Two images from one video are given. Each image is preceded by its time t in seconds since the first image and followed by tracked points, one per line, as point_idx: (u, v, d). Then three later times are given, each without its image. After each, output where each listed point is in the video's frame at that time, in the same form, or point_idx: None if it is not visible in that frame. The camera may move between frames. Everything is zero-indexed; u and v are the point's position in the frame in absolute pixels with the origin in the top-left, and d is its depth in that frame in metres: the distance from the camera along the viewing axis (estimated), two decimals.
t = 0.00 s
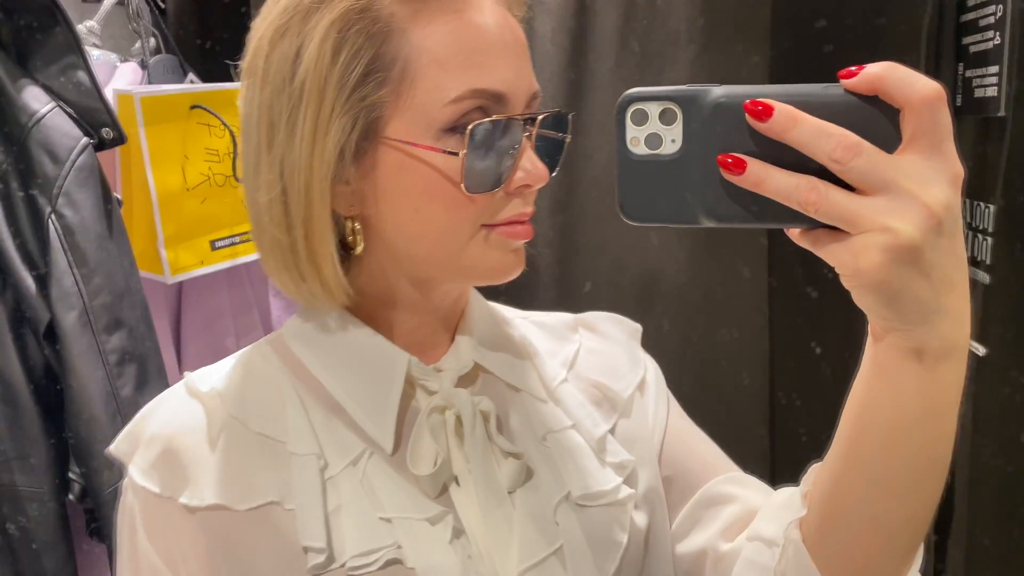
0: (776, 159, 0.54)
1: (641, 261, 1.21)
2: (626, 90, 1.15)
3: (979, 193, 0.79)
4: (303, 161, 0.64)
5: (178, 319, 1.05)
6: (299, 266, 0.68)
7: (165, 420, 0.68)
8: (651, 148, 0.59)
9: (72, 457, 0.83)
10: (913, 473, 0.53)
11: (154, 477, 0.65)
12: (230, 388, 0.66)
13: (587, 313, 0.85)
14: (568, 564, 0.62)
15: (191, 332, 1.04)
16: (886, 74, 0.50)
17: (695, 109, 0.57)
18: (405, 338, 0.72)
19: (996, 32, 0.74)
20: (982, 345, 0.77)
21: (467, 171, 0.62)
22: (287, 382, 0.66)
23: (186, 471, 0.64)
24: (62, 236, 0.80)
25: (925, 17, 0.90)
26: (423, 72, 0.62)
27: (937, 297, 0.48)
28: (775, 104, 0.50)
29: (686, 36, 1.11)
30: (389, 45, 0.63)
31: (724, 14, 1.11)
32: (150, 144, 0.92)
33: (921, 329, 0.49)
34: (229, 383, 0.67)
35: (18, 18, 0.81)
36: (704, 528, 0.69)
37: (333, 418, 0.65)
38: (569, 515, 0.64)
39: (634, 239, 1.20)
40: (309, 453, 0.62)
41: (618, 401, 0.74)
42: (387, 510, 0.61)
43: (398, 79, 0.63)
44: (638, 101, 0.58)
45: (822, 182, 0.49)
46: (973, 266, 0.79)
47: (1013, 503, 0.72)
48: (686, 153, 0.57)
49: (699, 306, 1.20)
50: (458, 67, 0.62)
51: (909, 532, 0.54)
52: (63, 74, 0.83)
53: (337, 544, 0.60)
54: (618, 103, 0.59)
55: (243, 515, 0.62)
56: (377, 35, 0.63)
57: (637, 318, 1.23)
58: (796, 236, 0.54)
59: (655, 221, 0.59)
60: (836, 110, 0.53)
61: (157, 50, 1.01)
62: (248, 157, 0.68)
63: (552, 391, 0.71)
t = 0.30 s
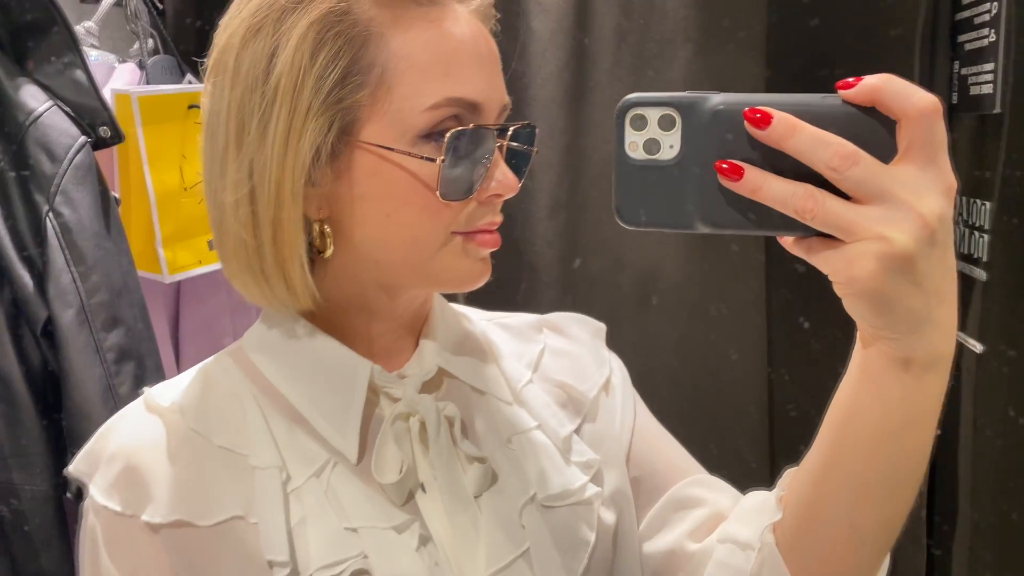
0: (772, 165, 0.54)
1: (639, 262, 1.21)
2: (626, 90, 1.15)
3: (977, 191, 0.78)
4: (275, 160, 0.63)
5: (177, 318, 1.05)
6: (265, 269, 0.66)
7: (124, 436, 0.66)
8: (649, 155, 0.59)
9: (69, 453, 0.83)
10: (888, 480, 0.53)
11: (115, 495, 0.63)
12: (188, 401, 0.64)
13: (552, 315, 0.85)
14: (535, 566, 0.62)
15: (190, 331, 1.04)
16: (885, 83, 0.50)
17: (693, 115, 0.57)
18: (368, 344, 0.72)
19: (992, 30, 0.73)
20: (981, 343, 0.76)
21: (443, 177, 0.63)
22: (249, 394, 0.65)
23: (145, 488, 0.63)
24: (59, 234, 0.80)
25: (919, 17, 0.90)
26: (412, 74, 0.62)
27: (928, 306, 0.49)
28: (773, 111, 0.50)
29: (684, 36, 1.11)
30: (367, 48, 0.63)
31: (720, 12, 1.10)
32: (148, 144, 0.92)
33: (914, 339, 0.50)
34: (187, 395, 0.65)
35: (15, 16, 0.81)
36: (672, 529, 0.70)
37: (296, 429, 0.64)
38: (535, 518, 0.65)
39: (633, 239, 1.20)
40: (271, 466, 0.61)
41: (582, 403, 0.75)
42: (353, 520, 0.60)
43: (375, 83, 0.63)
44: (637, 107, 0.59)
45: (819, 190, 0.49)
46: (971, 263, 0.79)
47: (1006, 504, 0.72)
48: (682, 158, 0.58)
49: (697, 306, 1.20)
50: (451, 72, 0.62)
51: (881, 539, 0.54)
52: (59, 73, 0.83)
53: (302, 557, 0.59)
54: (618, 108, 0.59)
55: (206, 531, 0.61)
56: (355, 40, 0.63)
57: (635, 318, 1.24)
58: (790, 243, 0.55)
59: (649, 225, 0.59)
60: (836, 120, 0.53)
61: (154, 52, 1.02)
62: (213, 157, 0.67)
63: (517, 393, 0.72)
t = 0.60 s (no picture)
0: (765, 167, 0.54)
1: (631, 255, 1.21)
2: (620, 83, 1.15)
3: (970, 184, 0.78)
4: (269, 145, 0.62)
5: (166, 307, 1.04)
6: (252, 255, 0.65)
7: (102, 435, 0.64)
8: (641, 156, 0.58)
9: (54, 440, 0.82)
10: (875, 478, 0.52)
11: (98, 495, 0.61)
12: (171, 397, 0.63)
13: (535, 305, 0.84)
14: (525, 558, 0.62)
15: (178, 320, 1.03)
16: (880, 87, 0.50)
17: (687, 117, 0.56)
18: (352, 339, 0.71)
19: (986, 24, 0.73)
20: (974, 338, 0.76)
21: (439, 168, 0.62)
22: (233, 390, 0.64)
23: (131, 488, 0.61)
24: (46, 218, 0.79)
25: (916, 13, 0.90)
26: (410, 61, 0.62)
27: (921, 310, 0.48)
28: (767, 113, 0.50)
29: (678, 29, 1.11)
30: (366, 35, 0.63)
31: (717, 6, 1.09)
32: (137, 129, 0.91)
33: (906, 341, 0.49)
34: (170, 391, 0.63)
35: None
36: (658, 519, 0.69)
37: (283, 426, 0.63)
38: (524, 510, 0.64)
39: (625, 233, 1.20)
40: (258, 463, 0.60)
41: (566, 395, 0.75)
42: (344, 516, 0.60)
43: (372, 70, 0.63)
44: (630, 107, 0.57)
45: (814, 194, 0.48)
46: (960, 257, 0.80)
47: (999, 498, 0.72)
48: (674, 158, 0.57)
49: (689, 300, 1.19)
50: (450, 64, 0.62)
51: (868, 536, 0.54)
52: (48, 56, 0.82)
53: (294, 554, 0.59)
54: (611, 109, 0.58)
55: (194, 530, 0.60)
56: (353, 28, 0.63)
57: (627, 312, 1.23)
58: (783, 245, 0.54)
59: (642, 227, 0.58)
60: (828, 121, 0.52)
61: (145, 39, 1.02)
62: (203, 141, 0.66)
63: (503, 382, 0.72)
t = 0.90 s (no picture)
0: (762, 162, 0.52)
1: (627, 249, 1.20)
2: (619, 75, 1.13)
3: (968, 182, 0.77)
4: (277, 118, 0.61)
5: (157, 293, 1.03)
6: (254, 233, 0.63)
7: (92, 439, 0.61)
8: (633, 153, 0.56)
9: (43, 426, 0.81)
10: (880, 473, 0.52)
11: (92, 503, 0.58)
12: (163, 397, 0.60)
13: (531, 296, 0.84)
14: (537, 555, 0.61)
15: (169, 308, 1.02)
16: (880, 74, 0.47)
17: (681, 110, 0.54)
18: (351, 333, 0.70)
19: (989, 21, 0.71)
20: (969, 337, 0.76)
21: (452, 152, 0.62)
22: (230, 388, 0.62)
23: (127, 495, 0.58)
24: (35, 199, 0.78)
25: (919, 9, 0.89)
26: (415, 43, 0.61)
27: (928, 306, 0.47)
28: (765, 106, 0.47)
29: (679, 22, 1.10)
30: (385, 12, 0.61)
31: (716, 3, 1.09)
32: (130, 112, 0.89)
33: (911, 340, 0.48)
34: (161, 391, 0.61)
35: None
36: (655, 516, 0.69)
37: (284, 425, 0.61)
38: (534, 505, 0.64)
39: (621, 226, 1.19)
40: (262, 464, 0.58)
41: (565, 385, 0.74)
42: (354, 517, 0.58)
43: (389, 46, 0.61)
44: (621, 103, 0.55)
45: (816, 188, 0.46)
46: (959, 257, 0.78)
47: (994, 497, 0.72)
48: (670, 156, 0.55)
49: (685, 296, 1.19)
50: (464, 47, 0.61)
51: (872, 531, 0.54)
52: (40, 35, 0.80)
53: (305, 558, 0.57)
54: (598, 107, 0.56)
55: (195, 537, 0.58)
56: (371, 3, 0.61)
57: (620, 305, 1.23)
58: (782, 240, 0.53)
59: (637, 228, 0.56)
60: (827, 113, 0.50)
61: (139, 21, 0.99)
62: (206, 113, 0.64)
63: (503, 376, 0.70)
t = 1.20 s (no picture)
0: (761, 157, 0.51)
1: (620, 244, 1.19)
2: (615, 70, 1.12)
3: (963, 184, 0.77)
4: (263, 98, 0.59)
5: (146, 281, 1.02)
6: (236, 217, 0.62)
7: (70, 441, 0.60)
8: (627, 148, 0.55)
9: (27, 417, 0.80)
10: (879, 472, 0.51)
11: (66, 508, 0.57)
12: (141, 398, 0.58)
13: (518, 289, 0.83)
14: (528, 557, 0.61)
15: (158, 298, 1.01)
16: (882, 65, 0.46)
17: (676, 104, 0.53)
18: (337, 326, 0.69)
19: (987, 23, 0.69)
20: (960, 338, 0.76)
21: (442, 139, 0.61)
22: (209, 388, 0.60)
23: (102, 499, 0.57)
24: (23, 187, 0.77)
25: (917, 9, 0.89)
26: (408, 28, 0.60)
27: (930, 301, 0.46)
28: (762, 99, 0.47)
29: (676, 18, 1.10)
30: None
31: None
32: (121, 100, 0.88)
33: (913, 336, 0.48)
34: (139, 391, 0.58)
35: None
36: (648, 514, 0.68)
37: (266, 425, 0.60)
38: (523, 503, 0.63)
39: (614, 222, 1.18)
40: (243, 468, 0.57)
41: (553, 384, 0.73)
42: (341, 521, 0.57)
43: (380, 29, 0.61)
44: (613, 99, 0.55)
45: (815, 184, 0.46)
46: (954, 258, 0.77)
47: (984, 497, 0.72)
48: (664, 152, 0.54)
49: (679, 293, 1.19)
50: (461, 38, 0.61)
51: (867, 529, 0.53)
52: (29, 18, 0.78)
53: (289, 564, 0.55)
54: (591, 100, 0.55)
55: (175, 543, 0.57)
56: None
57: (612, 301, 1.22)
58: (778, 238, 0.52)
59: (630, 225, 0.55)
60: (824, 107, 0.50)
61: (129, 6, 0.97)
62: (190, 93, 0.63)
63: (491, 373, 0.70)
